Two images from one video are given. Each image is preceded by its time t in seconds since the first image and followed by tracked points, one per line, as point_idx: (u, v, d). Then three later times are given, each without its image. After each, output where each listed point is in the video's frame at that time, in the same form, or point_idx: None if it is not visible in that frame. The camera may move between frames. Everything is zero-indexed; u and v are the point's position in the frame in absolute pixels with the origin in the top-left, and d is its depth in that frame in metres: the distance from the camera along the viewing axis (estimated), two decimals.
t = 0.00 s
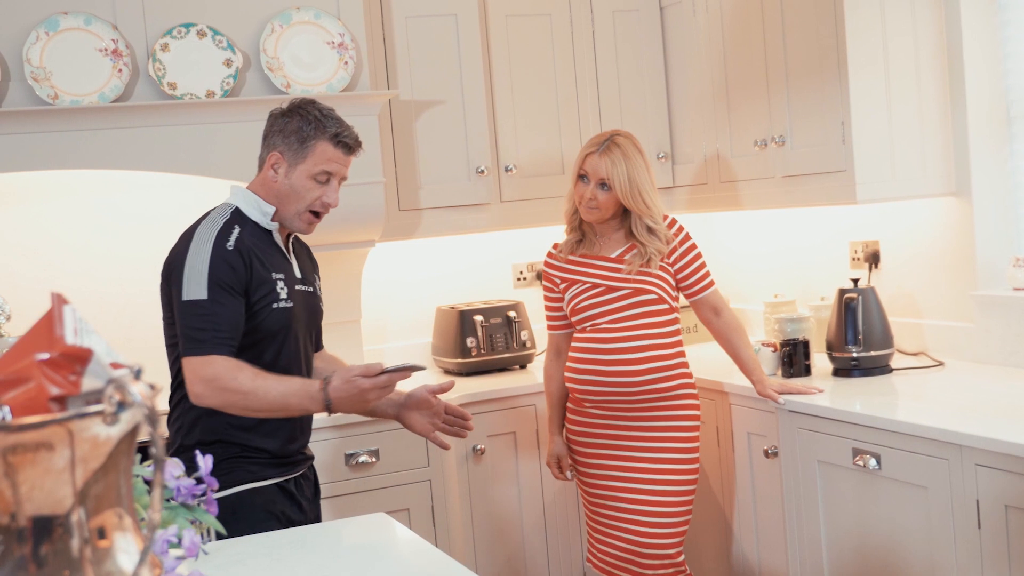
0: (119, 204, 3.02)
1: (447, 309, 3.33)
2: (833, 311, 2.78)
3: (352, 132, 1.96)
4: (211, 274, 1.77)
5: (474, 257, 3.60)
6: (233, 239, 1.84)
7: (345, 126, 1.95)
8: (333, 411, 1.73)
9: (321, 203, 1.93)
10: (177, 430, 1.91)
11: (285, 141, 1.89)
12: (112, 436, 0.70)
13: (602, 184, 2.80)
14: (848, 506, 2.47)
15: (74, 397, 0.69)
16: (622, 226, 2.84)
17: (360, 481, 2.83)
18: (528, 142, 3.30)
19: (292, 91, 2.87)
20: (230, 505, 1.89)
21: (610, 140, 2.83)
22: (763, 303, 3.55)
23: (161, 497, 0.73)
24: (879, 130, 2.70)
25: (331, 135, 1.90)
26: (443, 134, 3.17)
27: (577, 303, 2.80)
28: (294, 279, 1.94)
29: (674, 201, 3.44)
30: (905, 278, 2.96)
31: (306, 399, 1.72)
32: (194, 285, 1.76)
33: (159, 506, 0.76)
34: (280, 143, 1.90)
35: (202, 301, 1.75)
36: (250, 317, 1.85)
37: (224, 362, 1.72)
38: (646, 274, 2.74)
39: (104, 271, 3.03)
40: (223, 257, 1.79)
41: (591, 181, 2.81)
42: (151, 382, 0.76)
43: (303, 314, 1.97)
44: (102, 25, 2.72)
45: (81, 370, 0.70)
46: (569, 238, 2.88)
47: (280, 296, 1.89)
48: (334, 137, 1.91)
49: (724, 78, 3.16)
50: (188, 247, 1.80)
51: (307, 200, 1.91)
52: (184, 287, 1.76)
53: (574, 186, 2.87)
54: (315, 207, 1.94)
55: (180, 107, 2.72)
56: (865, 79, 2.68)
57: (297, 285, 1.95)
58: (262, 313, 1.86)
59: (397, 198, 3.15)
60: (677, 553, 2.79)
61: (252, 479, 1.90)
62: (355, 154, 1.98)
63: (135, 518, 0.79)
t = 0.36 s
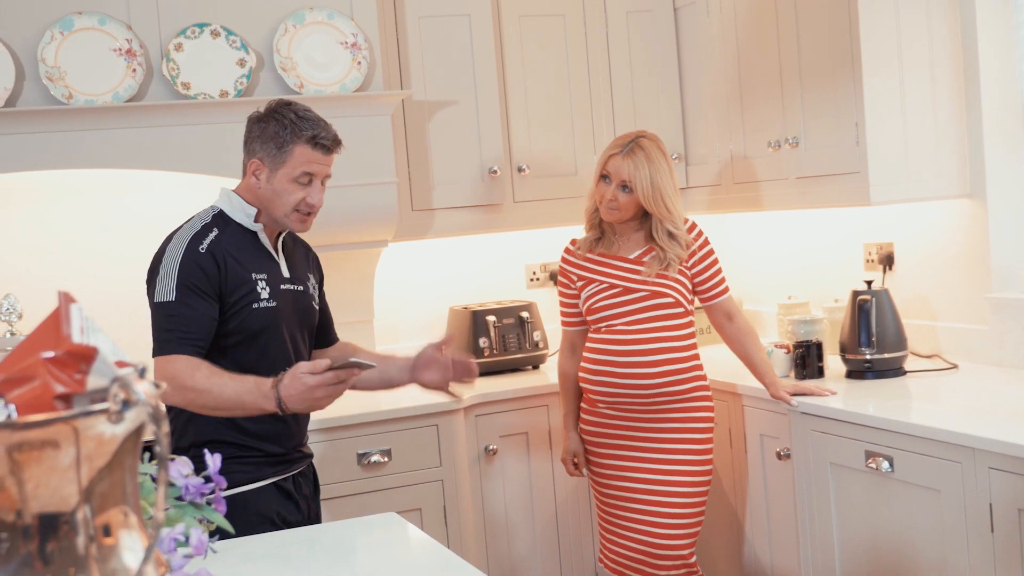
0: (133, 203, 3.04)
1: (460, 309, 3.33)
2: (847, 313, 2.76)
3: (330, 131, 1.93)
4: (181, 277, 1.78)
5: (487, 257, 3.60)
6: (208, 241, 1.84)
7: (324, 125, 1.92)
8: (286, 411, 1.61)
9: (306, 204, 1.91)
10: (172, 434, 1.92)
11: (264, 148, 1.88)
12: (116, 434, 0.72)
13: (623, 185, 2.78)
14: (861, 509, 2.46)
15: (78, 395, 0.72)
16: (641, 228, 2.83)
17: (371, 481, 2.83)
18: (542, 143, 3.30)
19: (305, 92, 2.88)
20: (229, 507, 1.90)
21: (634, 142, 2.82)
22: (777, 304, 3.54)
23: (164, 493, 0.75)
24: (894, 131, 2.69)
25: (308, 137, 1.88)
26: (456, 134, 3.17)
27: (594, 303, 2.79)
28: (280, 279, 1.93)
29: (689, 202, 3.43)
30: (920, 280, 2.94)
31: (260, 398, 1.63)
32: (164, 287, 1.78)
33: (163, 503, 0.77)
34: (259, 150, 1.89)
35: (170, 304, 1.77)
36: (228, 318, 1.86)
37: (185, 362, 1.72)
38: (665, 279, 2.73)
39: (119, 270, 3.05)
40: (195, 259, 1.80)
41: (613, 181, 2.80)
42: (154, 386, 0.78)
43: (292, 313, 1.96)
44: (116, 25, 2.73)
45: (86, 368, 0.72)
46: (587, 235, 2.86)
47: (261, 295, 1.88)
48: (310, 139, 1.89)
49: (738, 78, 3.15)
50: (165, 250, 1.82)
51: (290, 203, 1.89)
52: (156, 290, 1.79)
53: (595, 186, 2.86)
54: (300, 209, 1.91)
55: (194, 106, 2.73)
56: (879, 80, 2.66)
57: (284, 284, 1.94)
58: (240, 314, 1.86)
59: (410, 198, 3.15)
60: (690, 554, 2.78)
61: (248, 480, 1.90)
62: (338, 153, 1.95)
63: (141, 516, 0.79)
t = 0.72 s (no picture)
0: (150, 201, 3.06)
1: (475, 308, 3.34)
2: (863, 311, 2.75)
3: (338, 138, 1.92)
4: (179, 277, 1.80)
5: (503, 255, 3.60)
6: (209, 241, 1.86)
7: (332, 131, 1.91)
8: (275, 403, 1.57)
9: (304, 208, 1.89)
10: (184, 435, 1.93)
11: (269, 146, 1.89)
12: (125, 432, 0.74)
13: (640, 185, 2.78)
14: (876, 508, 2.45)
15: (87, 392, 0.73)
16: (660, 227, 2.82)
17: (386, 479, 2.84)
18: (557, 141, 3.30)
19: (321, 90, 2.89)
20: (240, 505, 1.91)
21: (656, 141, 2.81)
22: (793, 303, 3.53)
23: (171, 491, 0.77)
24: (911, 130, 2.67)
25: (312, 140, 1.88)
26: (471, 133, 3.18)
27: (611, 301, 2.79)
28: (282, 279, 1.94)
29: (706, 200, 3.42)
30: (937, 278, 2.93)
31: (248, 392, 1.60)
32: (163, 287, 1.80)
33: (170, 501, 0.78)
34: (265, 148, 1.90)
35: (169, 302, 1.79)
36: (228, 318, 1.87)
37: (178, 359, 1.73)
38: (682, 280, 2.73)
39: (137, 267, 3.07)
40: (194, 259, 1.82)
41: (631, 179, 2.79)
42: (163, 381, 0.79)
43: (296, 313, 1.96)
44: (133, 24, 2.75)
45: (95, 365, 0.73)
46: (605, 233, 2.86)
47: (262, 295, 1.89)
48: (315, 142, 1.88)
49: (755, 76, 3.14)
50: (167, 250, 1.84)
51: (288, 204, 1.88)
52: (156, 289, 1.81)
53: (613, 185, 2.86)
54: (298, 212, 1.90)
55: (211, 105, 2.75)
56: (896, 77, 2.65)
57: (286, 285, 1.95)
58: (240, 313, 1.87)
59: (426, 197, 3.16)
60: (704, 552, 2.78)
61: (259, 477, 1.91)
62: (344, 161, 1.94)
63: (150, 512, 0.81)
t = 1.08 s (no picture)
0: (155, 199, 3.07)
1: (478, 308, 3.34)
2: (866, 315, 2.75)
3: (333, 124, 1.92)
4: (196, 284, 1.79)
5: (506, 256, 3.61)
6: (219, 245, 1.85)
7: (326, 118, 1.92)
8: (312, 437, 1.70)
9: (305, 197, 1.90)
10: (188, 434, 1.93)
11: (266, 136, 1.89)
12: (121, 428, 0.75)
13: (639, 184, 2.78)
14: (876, 512, 2.45)
15: (84, 387, 0.73)
16: (663, 229, 2.82)
17: (387, 478, 2.84)
18: (561, 141, 3.30)
19: (326, 89, 2.90)
20: (249, 503, 1.91)
21: (652, 143, 2.82)
22: (796, 306, 3.53)
23: (166, 487, 0.79)
24: (915, 135, 2.67)
25: (311, 128, 1.88)
26: (475, 133, 3.18)
27: (613, 302, 2.79)
28: (289, 278, 1.95)
29: (710, 202, 3.42)
30: (941, 282, 2.92)
31: (286, 423, 1.70)
32: (180, 298, 1.79)
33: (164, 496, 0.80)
34: (262, 138, 1.90)
35: (189, 312, 1.78)
36: (243, 322, 1.87)
37: (211, 375, 1.75)
38: (687, 280, 2.73)
39: (142, 264, 3.08)
40: (210, 267, 1.81)
41: (630, 181, 2.79)
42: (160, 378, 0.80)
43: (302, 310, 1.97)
44: (139, 22, 2.76)
45: (92, 361, 0.73)
46: (608, 234, 2.86)
47: (273, 296, 1.90)
48: (313, 131, 1.89)
49: (759, 79, 3.14)
50: (177, 259, 1.83)
51: (289, 194, 1.89)
52: (173, 300, 1.80)
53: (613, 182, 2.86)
54: (300, 202, 1.91)
55: (215, 103, 2.75)
56: (900, 81, 2.65)
57: (294, 283, 1.96)
58: (257, 316, 1.88)
59: (430, 197, 3.16)
60: (703, 554, 2.78)
61: (267, 475, 1.91)
62: (342, 148, 1.95)
63: (146, 509, 0.81)
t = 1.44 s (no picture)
0: (163, 196, 3.07)
1: (483, 309, 3.34)
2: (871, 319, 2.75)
3: (347, 128, 1.93)
4: (213, 284, 1.79)
5: (512, 257, 3.61)
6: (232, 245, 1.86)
7: (341, 122, 1.92)
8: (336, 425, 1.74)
9: (317, 200, 1.91)
10: (194, 431, 1.94)
11: (280, 139, 1.89)
12: (120, 424, 0.75)
13: (650, 188, 2.78)
14: (879, 517, 2.44)
15: (84, 383, 0.74)
16: (670, 230, 2.81)
17: (391, 477, 2.85)
18: (568, 143, 3.30)
19: (334, 88, 2.90)
20: (254, 501, 1.91)
21: (657, 143, 2.81)
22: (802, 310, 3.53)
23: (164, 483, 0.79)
24: (922, 141, 2.67)
25: (324, 132, 1.89)
26: (482, 134, 3.18)
27: (621, 303, 2.79)
28: (299, 278, 1.96)
29: (717, 205, 3.41)
30: (947, 287, 2.92)
31: (308, 412, 1.74)
32: (197, 296, 1.79)
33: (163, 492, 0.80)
34: (275, 141, 1.90)
35: (206, 312, 1.78)
36: (256, 322, 1.88)
37: (230, 373, 1.76)
38: (695, 281, 2.74)
39: (148, 261, 3.09)
40: (226, 266, 1.82)
41: (638, 182, 2.79)
42: (159, 374, 0.80)
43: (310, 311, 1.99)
44: (148, 19, 2.76)
45: (92, 357, 0.74)
46: (615, 237, 2.86)
47: (284, 296, 1.91)
48: (326, 135, 1.89)
49: (767, 82, 3.14)
50: (191, 256, 1.82)
51: (301, 198, 1.90)
52: (188, 298, 1.79)
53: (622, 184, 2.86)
54: (311, 205, 1.92)
55: (223, 101, 2.76)
56: (908, 85, 2.65)
57: (303, 284, 1.97)
58: (271, 316, 1.89)
59: (437, 197, 3.17)
60: (707, 557, 2.78)
61: (272, 473, 1.92)
62: (354, 151, 1.95)
63: (145, 503, 0.82)
